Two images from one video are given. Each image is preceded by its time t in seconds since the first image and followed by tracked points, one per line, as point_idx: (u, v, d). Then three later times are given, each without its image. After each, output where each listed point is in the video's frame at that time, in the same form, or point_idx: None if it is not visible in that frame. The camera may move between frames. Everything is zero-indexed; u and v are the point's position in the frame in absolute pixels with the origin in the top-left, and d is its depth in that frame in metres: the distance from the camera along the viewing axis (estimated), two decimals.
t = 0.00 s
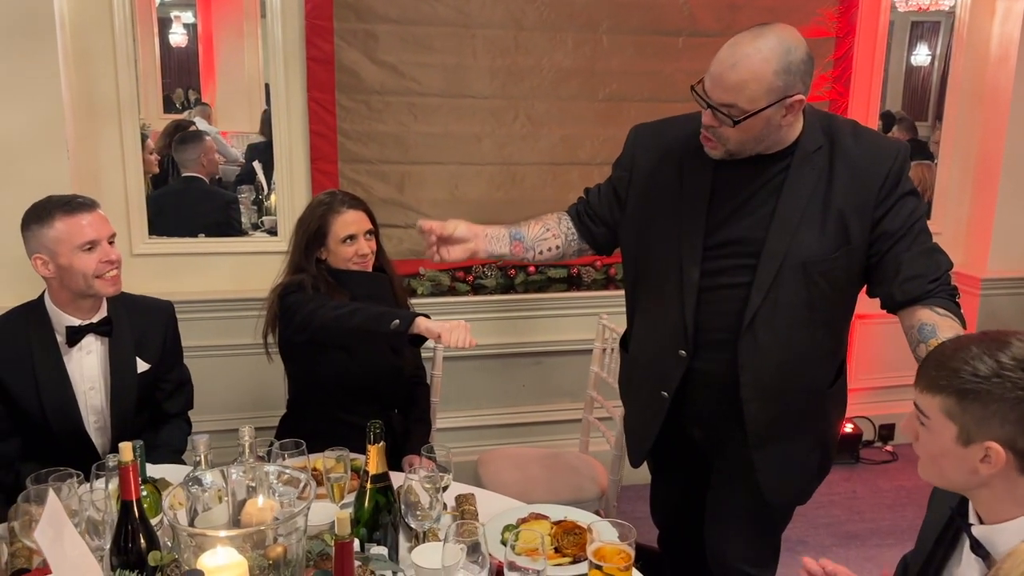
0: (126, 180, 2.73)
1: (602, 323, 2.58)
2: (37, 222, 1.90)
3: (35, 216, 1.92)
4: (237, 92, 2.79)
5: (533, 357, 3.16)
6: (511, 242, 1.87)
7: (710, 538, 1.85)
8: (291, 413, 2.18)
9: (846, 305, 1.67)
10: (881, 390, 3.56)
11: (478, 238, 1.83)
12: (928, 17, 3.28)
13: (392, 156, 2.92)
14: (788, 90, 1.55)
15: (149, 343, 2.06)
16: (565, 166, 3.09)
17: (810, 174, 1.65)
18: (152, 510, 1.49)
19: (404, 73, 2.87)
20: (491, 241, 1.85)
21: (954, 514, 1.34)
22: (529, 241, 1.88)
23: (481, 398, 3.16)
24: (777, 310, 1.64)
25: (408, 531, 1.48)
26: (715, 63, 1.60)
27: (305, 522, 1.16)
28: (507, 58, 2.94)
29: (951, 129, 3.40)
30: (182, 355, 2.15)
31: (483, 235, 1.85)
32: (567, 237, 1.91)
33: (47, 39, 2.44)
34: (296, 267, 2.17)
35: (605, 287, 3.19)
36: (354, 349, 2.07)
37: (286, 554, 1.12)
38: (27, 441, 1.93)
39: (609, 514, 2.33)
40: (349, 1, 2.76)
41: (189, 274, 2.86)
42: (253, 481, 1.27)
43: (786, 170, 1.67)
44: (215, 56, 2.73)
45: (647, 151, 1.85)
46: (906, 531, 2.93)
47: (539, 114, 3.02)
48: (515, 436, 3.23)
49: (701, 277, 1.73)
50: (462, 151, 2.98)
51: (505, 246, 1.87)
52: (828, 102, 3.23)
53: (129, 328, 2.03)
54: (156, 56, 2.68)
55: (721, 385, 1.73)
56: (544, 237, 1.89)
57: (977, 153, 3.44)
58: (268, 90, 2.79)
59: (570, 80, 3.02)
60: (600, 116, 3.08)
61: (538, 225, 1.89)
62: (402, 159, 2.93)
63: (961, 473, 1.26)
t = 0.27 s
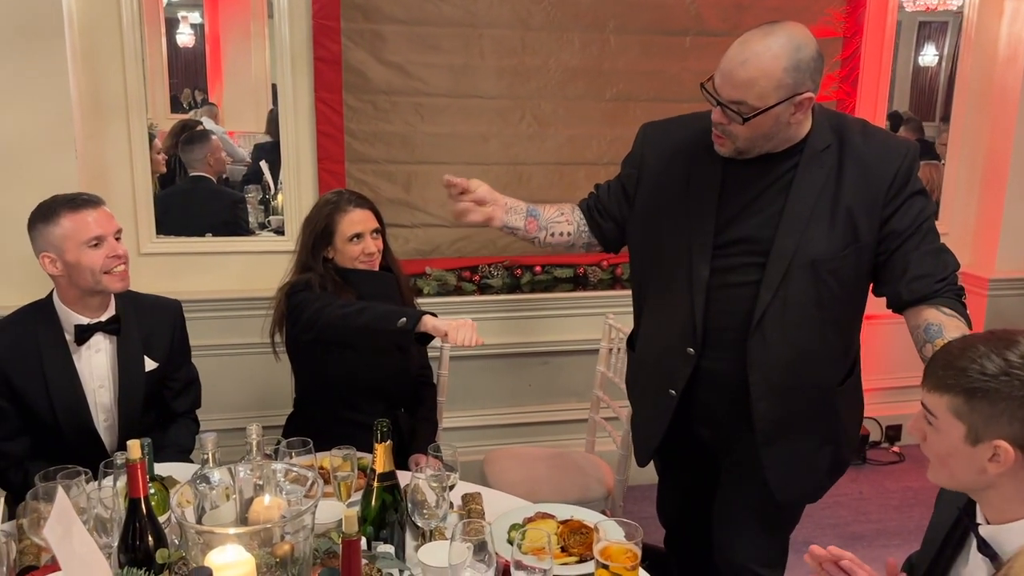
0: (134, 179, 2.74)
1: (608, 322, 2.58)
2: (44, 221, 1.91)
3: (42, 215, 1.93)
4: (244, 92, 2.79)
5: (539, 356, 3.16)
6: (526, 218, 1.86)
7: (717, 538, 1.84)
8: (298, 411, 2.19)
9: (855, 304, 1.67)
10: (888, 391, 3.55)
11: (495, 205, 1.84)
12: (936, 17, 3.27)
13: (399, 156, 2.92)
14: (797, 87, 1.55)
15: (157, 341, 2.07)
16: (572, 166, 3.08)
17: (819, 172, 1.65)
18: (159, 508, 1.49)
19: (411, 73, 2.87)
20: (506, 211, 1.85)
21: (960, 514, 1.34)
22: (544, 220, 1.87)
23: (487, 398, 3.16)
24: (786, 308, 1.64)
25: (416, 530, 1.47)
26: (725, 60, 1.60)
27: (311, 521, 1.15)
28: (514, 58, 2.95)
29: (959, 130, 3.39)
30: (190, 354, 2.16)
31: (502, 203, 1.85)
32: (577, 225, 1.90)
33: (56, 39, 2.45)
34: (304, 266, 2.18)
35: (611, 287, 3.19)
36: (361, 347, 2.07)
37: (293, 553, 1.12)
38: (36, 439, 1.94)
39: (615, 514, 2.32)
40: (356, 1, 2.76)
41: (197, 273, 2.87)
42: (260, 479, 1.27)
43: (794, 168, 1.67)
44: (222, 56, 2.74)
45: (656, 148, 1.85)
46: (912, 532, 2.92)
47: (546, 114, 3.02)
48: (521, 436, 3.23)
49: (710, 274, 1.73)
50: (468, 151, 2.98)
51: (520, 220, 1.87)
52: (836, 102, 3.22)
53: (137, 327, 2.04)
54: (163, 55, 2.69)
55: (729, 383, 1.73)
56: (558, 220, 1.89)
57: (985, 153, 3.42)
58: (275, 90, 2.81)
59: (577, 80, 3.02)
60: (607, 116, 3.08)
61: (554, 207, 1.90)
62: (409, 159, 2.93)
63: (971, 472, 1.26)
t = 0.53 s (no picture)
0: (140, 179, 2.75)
1: (612, 323, 2.58)
2: (48, 223, 1.93)
3: (46, 217, 1.94)
4: (249, 91, 2.80)
5: (543, 357, 3.17)
6: (546, 227, 1.84)
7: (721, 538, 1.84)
8: (303, 411, 2.20)
9: (860, 305, 1.67)
10: (892, 392, 3.54)
11: (519, 217, 1.80)
12: (940, 18, 3.27)
13: (404, 156, 2.93)
14: (804, 86, 1.55)
15: (163, 341, 2.08)
16: (576, 166, 3.09)
17: (825, 172, 1.65)
18: (166, 506, 1.50)
19: (416, 74, 2.88)
20: (529, 223, 1.82)
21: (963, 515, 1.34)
22: (562, 229, 1.86)
23: (491, 398, 3.17)
24: (791, 308, 1.64)
25: (421, 529, 1.49)
26: (734, 57, 1.60)
27: (317, 520, 1.16)
28: (519, 59, 2.95)
29: (964, 131, 3.38)
30: (196, 353, 2.17)
31: (524, 214, 1.81)
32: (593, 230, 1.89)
33: (63, 40, 2.47)
34: (309, 266, 2.19)
35: (616, 287, 3.19)
36: (366, 347, 2.08)
37: (299, 551, 1.13)
38: (43, 438, 1.95)
39: (619, 514, 2.33)
40: (361, 2, 2.77)
41: (202, 273, 2.88)
42: (266, 478, 1.27)
43: (800, 168, 1.67)
44: (227, 56, 2.75)
45: (663, 148, 1.85)
46: (916, 533, 2.91)
47: (551, 114, 3.03)
48: (525, 436, 3.23)
49: (716, 274, 1.73)
50: (473, 152, 2.99)
51: (540, 229, 1.84)
52: (840, 103, 3.22)
53: (143, 326, 2.05)
54: (169, 56, 2.71)
55: (734, 383, 1.73)
56: (575, 227, 1.88)
57: (989, 154, 3.42)
58: (280, 91, 2.82)
59: (581, 81, 3.02)
60: (612, 117, 3.08)
61: (570, 214, 1.88)
62: (414, 159, 2.94)
63: (974, 472, 1.26)
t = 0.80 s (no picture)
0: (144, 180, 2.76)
1: (616, 324, 2.58)
2: (53, 221, 1.93)
3: (51, 215, 1.95)
4: (253, 92, 2.81)
5: (547, 358, 3.17)
6: (588, 255, 1.88)
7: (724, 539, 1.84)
8: (307, 411, 2.20)
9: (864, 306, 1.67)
10: (897, 393, 3.54)
11: (564, 254, 1.84)
12: (945, 19, 3.26)
13: (408, 157, 2.93)
14: (805, 86, 1.55)
15: (168, 340, 2.10)
16: (580, 167, 3.09)
17: (828, 172, 1.64)
18: (171, 505, 1.51)
19: (420, 75, 2.88)
20: (574, 257, 1.86)
21: (969, 514, 1.34)
22: (601, 249, 1.90)
23: (495, 399, 3.17)
24: (795, 309, 1.64)
25: (424, 529, 1.46)
26: (734, 59, 1.60)
27: (322, 519, 1.16)
28: (522, 59, 2.95)
29: (967, 133, 3.38)
30: (200, 352, 2.17)
31: (567, 250, 1.85)
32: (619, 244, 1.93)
33: (68, 40, 2.47)
34: (313, 267, 2.19)
35: (619, 289, 3.19)
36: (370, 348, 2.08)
37: (303, 550, 1.13)
38: (48, 437, 1.96)
39: (622, 515, 2.33)
40: (365, 3, 2.77)
41: (207, 273, 2.88)
42: (270, 477, 1.27)
43: (803, 168, 1.67)
44: (231, 57, 2.75)
45: (665, 149, 1.86)
46: (920, 535, 2.91)
47: (554, 115, 3.03)
48: (528, 437, 3.23)
49: (719, 274, 1.73)
50: (476, 152, 2.99)
51: (584, 258, 1.88)
52: (845, 105, 3.22)
53: (148, 325, 2.06)
54: (173, 57, 2.71)
55: (738, 384, 1.73)
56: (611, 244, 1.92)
57: (993, 156, 3.41)
58: (284, 92, 2.82)
59: (585, 82, 3.03)
60: (615, 118, 3.08)
61: (601, 234, 1.92)
62: (418, 160, 2.94)
63: (980, 472, 1.26)
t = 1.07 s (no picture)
0: (148, 180, 2.77)
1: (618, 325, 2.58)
2: (57, 220, 1.94)
3: (55, 215, 1.95)
4: (256, 94, 2.81)
5: (549, 359, 3.17)
6: (636, 277, 1.89)
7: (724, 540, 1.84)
8: (310, 412, 2.21)
9: (862, 306, 1.66)
10: (899, 395, 3.54)
11: (623, 285, 1.84)
12: (948, 21, 3.26)
13: (410, 158, 2.94)
14: (793, 81, 1.56)
15: (171, 339, 2.10)
16: (582, 168, 3.09)
17: (824, 172, 1.64)
18: (174, 505, 1.51)
19: (423, 76, 2.89)
20: (630, 282, 1.86)
21: (971, 516, 1.34)
22: (636, 263, 1.92)
23: (497, 400, 3.17)
24: (790, 308, 1.64)
25: (427, 530, 1.47)
26: (723, 57, 1.62)
27: (325, 519, 1.16)
28: (525, 61, 2.96)
29: (971, 134, 3.37)
30: (203, 352, 2.18)
31: (620, 283, 1.85)
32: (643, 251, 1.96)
33: (72, 41, 2.48)
34: (315, 267, 2.20)
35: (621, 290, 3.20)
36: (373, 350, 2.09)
37: (305, 551, 1.13)
38: (51, 436, 1.97)
39: (624, 516, 2.34)
40: (369, 4, 2.78)
41: (209, 274, 2.89)
42: (273, 478, 1.28)
43: (799, 168, 1.67)
44: (235, 58, 2.76)
45: (664, 150, 1.87)
46: (922, 537, 2.90)
47: (557, 117, 3.03)
48: (531, 438, 3.23)
49: (714, 273, 1.74)
50: (479, 153, 2.99)
51: (636, 282, 1.88)
52: (847, 106, 3.22)
53: (151, 324, 2.06)
54: (177, 58, 2.72)
55: (733, 383, 1.73)
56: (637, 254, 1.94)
57: (996, 158, 3.41)
58: (287, 93, 2.83)
59: (587, 83, 3.03)
60: (618, 119, 3.08)
61: (623, 261, 1.92)
62: (420, 161, 2.95)
63: (982, 473, 1.26)
